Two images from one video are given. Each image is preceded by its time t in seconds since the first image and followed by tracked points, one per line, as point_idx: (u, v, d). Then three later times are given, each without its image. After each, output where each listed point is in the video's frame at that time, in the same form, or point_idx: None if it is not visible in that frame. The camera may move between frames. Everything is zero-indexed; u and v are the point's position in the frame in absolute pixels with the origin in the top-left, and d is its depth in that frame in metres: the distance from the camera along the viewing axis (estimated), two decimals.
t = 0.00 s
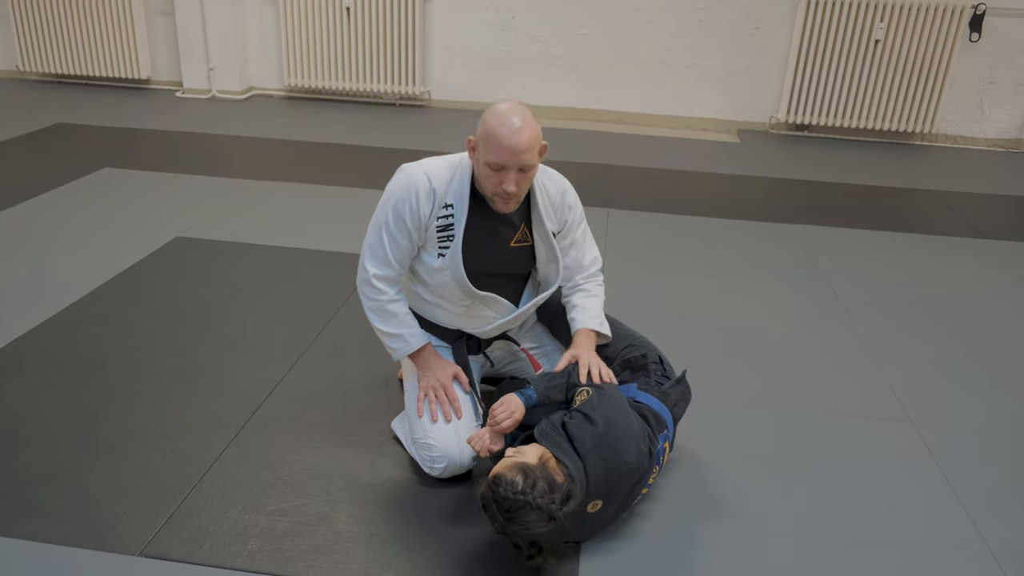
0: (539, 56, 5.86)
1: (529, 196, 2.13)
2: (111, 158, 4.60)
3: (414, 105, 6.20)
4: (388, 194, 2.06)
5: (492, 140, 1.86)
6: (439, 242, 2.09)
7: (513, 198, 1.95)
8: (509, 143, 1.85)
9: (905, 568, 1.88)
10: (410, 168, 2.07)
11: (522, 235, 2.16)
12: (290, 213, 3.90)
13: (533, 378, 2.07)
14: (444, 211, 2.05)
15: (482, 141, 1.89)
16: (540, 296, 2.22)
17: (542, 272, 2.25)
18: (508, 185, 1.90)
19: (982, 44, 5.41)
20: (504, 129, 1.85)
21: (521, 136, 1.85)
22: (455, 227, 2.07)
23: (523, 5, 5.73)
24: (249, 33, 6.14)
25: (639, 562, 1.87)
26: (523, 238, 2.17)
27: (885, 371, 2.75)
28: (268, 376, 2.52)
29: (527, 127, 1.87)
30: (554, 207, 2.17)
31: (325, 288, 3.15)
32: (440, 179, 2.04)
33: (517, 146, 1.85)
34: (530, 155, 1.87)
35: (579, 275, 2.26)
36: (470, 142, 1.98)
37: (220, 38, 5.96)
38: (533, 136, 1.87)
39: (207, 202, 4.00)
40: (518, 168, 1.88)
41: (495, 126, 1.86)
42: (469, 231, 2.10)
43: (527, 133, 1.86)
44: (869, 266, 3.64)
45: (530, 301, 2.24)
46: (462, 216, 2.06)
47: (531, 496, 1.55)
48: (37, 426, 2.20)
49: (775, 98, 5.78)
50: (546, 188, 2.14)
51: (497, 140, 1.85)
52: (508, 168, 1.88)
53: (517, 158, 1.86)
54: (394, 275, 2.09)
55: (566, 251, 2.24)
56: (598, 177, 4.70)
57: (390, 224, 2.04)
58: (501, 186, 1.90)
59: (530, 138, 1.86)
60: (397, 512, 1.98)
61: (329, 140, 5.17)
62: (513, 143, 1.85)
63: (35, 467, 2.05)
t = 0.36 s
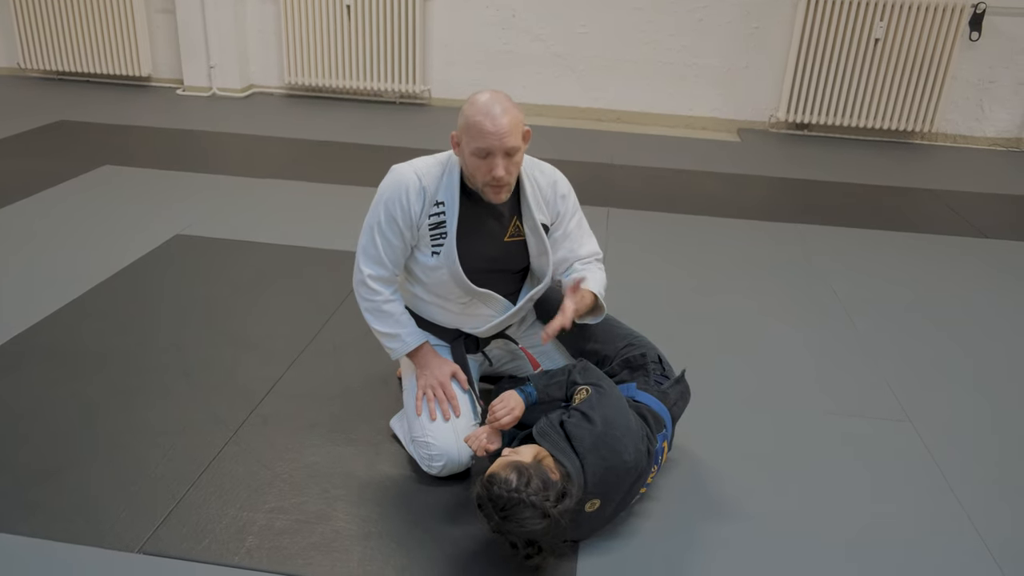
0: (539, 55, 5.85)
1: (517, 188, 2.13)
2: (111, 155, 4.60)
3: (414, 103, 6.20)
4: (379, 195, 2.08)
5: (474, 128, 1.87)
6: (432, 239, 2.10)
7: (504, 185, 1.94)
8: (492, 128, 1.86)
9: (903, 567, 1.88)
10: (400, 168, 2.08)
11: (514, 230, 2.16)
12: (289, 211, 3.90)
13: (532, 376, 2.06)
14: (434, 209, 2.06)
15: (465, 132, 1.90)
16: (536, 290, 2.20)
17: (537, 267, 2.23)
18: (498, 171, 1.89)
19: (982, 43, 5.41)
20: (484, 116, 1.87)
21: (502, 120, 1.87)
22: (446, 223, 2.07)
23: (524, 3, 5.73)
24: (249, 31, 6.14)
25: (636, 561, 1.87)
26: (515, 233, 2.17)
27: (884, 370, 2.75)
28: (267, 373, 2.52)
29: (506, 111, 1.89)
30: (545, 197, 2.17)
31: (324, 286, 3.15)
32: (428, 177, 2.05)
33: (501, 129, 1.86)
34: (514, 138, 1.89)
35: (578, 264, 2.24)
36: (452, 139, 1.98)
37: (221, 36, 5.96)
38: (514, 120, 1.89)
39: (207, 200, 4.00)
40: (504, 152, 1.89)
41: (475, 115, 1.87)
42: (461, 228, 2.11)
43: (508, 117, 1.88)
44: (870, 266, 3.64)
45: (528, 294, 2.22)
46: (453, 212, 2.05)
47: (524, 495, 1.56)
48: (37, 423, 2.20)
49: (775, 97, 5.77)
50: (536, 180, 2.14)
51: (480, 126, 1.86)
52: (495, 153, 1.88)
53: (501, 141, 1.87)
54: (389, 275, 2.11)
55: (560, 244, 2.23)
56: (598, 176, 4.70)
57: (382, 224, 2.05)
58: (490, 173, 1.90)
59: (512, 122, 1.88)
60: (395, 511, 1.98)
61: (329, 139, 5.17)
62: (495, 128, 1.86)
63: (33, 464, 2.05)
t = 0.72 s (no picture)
0: (539, 53, 5.85)
1: (512, 187, 2.15)
2: (111, 155, 4.60)
3: (413, 102, 6.20)
4: (374, 193, 2.09)
5: (472, 110, 1.92)
6: (427, 237, 2.10)
7: (494, 172, 1.96)
8: (489, 110, 1.90)
9: (902, 565, 1.89)
10: (395, 167, 2.09)
11: (510, 228, 2.18)
12: (289, 210, 3.90)
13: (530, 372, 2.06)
14: (429, 206, 2.07)
15: (463, 114, 1.95)
16: (534, 288, 2.21)
17: (535, 266, 2.24)
18: (487, 154, 1.92)
19: (981, 41, 5.41)
20: (485, 99, 1.91)
21: (501, 105, 1.91)
22: (441, 221, 2.08)
23: (523, 2, 5.73)
24: (249, 30, 6.14)
25: (635, 557, 1.88)
26: (512, 231, 2.18)
27: (883, 367, 2.75)
28: (267, 372, 2.52)
29: (507, 99, 1.93)
30: (542, 198, 2.17)
31: (323, 285, 3.15)
32: (423, 175, 2.06)
33: (498, 114, 1.90)
34: (510, 126, 1.92)
35: (577, 267, 2.24)
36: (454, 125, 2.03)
37: (220, 35, 5.96)
38: (513, 108, 1.93)
39: (206, 199, 4.00)
40: (499, 137, 1.92)
41: (476, 97, 1.92)
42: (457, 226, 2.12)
43: (507, 105, 1.92)
44: (870, 264, 3.64)
45: (525, 293, 2.23)
46: (448, 210, 2.07)
47: (522, 492, 1.57)
48: (37, 422, 2.21)
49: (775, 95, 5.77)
50: (533, 179, 2.15)
51: (478, 107, 1.91)
52: (488, 137, 1.92)
53: (496, 125, 1.91)
54: (385, 273, 2.11)
55: (559, 245, 2.23)
56: (598, 174, 4.70)
57: (377, 222, 2.06)
58: (480, 156, 1.93)
59: (510, 110, 1.92)
60: (395, 509, 1.98)
61: (328, 138, 5.17)
62: (494, 111, 1.90)
63: (33, 463, 2.05)
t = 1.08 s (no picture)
0: (538, 52, 5.85)
1: (519, 188, 2.15)
2: (110, 155, 4.60)
3: (412, 102, 6.20)
4: (379, 191, 2.08)
5: (473, 118, 1.92)
6: (433, 237, 2.10)
7: (497, 179, 1.97)
8: (489, 119, 1.90)
9: (903, 563, 1.89)
10: (401, 165, 2.09)
11: (515, 230, 2.17)
12: (288, 210, 3.90)
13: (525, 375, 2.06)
14: (436, 206, 2.07)
15: (465, 122, 1.95)
16: (535, 291, 2.23)
17: (536, 267, 2.25)
18: (489, 163, 1.93)
19: (981, 39, 5.41)
20: (485, 107, 1.91)
21: (502, 113, 1.91)
22: (447, 221, 2.08)
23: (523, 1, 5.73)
24: (248, 30, 6.14)
25: (635, 555, 1.88)
26: (517, 233, 2.18)
27: (882, 366, 2.75)
28: (267, 372, 2.53)
29: (509, 105, 1.92)
30: (547, 200, 2.18)
31: (322, 284, 3.15)
32: (430, 175, 2.06)
33: (498, 122, 1.90)
34: (512, 133, 1.92)
35: (572, 274, 2.24)
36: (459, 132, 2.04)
37: (220, 35, 5.96)
38: (515, 116, 1.92)
39: (206, 199, 4.00)
40: (499, 145, 1.92)
41: (477, 104, 1.92)
42: (462, 226, 2.11)
43: (509, 112, 1.92)
44: (870, 262, 3.64)
45: (527, 296, 2.23)
46: (454, 211, 2.07)
47: (517, 491, 1.56)
48: (37, 422, 2.21)
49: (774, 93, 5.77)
50: (538, 181, 2.16)
51: (478, 116, 1.91)
52: (489, 145, 1.92)
53: (497, 133, 1.91)
54: (389, 271, 2.11)
55: (559, 248, 2.24)
56: (597, 173, 4.69)
57: (383, 221, 2.06)
58: (482, 164, 1.94)
59: (511, 117, 1.91)
60: (395, 508, 1.98)
61: (328, 137, 5.18)
62: (494, 119, 1.90)
63: (34, 463, 2.05)
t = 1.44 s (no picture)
0: (538, 51, 5.85)
1: (520, 187, 2.14)
2: (110, 154, 4.60)
3: (412, 101, 6.20)
4: (381, 190, 2.09)
5: (476, 118, 1.92)
6: (434, 236, 2.10)
7: (499, 179, 1.97)
8: (492, 119, 1.90)
9: (902, 560, 1.89)
10: (404, 165, 2.09)
11: (516, 228, 2.17)
12: (288, 209, 3.91)
13: (533, 369, 2.07)
14: (437, 206, 2.07)
15: (469, 121, 1.95)
16: (536, 290, 2.22)
17: (538, 266, 2.25)
18: (492, 163, 1.93)
19: (981, 37, 5.41)
20: (488, 106, 1.91)
21: (505, 113, 1.91)
22: (448, 221, 2.08)
23: None
24: (248, 29, 6.14)
25: (636, 555, 1.88)
26: (518, 231, 2.18)
27: (882, 364, 2.75)
28: (267, 371, 2.53)
29: (512, 106, 1.92)
30: (548, 199, 2.18)
31: (322, 283, 3.15)
32: (432, 174, 2.07)
33: (501, 123, 1.90)
34: (515, 134, 1.92)
35: (573, 273, 2.24)
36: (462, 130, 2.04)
37: (219, 35, 5.96)
38: (517, 116, 1.92)
39: (207, 198, 4.00)
40: (502, 145, 1.92)
41: (480, 103, 1.92)
42: (463, 225, 2.11)
43: (512, 112, 1.92)
44: (870, 260, 3.64)
45: (527, 295, 2.23)
46: (455, 210, 2.07)
47: (512, 493, 1.56)
48: (38, 422, 2.21)
49: (774, 92, 5.77)
50: (539, 180, 2.16)
51: (481, 116, 1.91)
52: (492, 145, 1.92)
53: (499, 133, 1.91)
54: (390, 270, 2.11)
55: (560, 247, 2.24)
56: (597, 172, 4.70)
57: (384, 220, 2.06)
58: (485, 164, 1.94)
59: (514, 117, 1.91)
60: (395, 507, 1.98)
61: (328, 136, 5.18)
62: (497, 119, 1.90)
63: (35, 462, 2.05)
